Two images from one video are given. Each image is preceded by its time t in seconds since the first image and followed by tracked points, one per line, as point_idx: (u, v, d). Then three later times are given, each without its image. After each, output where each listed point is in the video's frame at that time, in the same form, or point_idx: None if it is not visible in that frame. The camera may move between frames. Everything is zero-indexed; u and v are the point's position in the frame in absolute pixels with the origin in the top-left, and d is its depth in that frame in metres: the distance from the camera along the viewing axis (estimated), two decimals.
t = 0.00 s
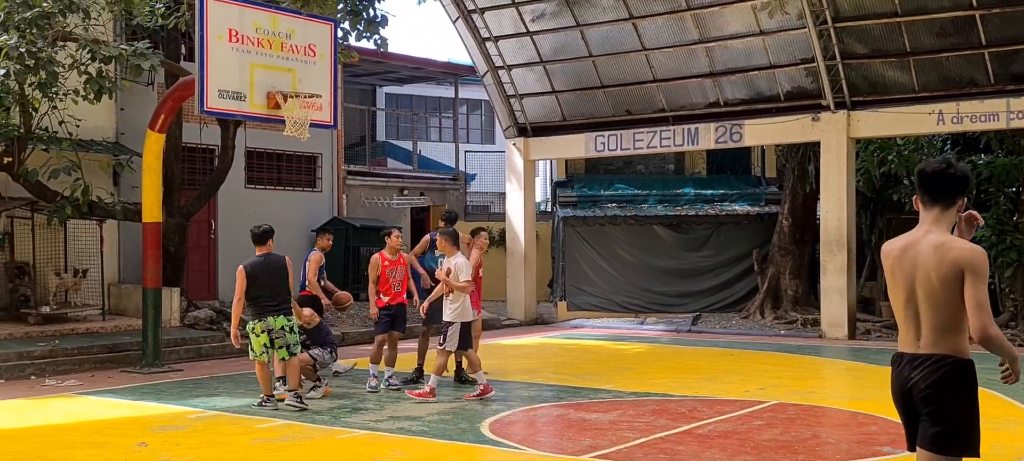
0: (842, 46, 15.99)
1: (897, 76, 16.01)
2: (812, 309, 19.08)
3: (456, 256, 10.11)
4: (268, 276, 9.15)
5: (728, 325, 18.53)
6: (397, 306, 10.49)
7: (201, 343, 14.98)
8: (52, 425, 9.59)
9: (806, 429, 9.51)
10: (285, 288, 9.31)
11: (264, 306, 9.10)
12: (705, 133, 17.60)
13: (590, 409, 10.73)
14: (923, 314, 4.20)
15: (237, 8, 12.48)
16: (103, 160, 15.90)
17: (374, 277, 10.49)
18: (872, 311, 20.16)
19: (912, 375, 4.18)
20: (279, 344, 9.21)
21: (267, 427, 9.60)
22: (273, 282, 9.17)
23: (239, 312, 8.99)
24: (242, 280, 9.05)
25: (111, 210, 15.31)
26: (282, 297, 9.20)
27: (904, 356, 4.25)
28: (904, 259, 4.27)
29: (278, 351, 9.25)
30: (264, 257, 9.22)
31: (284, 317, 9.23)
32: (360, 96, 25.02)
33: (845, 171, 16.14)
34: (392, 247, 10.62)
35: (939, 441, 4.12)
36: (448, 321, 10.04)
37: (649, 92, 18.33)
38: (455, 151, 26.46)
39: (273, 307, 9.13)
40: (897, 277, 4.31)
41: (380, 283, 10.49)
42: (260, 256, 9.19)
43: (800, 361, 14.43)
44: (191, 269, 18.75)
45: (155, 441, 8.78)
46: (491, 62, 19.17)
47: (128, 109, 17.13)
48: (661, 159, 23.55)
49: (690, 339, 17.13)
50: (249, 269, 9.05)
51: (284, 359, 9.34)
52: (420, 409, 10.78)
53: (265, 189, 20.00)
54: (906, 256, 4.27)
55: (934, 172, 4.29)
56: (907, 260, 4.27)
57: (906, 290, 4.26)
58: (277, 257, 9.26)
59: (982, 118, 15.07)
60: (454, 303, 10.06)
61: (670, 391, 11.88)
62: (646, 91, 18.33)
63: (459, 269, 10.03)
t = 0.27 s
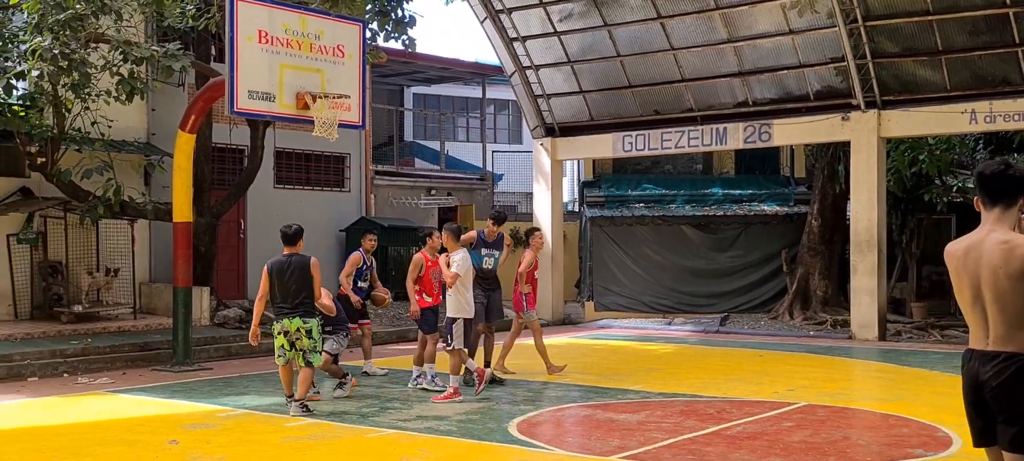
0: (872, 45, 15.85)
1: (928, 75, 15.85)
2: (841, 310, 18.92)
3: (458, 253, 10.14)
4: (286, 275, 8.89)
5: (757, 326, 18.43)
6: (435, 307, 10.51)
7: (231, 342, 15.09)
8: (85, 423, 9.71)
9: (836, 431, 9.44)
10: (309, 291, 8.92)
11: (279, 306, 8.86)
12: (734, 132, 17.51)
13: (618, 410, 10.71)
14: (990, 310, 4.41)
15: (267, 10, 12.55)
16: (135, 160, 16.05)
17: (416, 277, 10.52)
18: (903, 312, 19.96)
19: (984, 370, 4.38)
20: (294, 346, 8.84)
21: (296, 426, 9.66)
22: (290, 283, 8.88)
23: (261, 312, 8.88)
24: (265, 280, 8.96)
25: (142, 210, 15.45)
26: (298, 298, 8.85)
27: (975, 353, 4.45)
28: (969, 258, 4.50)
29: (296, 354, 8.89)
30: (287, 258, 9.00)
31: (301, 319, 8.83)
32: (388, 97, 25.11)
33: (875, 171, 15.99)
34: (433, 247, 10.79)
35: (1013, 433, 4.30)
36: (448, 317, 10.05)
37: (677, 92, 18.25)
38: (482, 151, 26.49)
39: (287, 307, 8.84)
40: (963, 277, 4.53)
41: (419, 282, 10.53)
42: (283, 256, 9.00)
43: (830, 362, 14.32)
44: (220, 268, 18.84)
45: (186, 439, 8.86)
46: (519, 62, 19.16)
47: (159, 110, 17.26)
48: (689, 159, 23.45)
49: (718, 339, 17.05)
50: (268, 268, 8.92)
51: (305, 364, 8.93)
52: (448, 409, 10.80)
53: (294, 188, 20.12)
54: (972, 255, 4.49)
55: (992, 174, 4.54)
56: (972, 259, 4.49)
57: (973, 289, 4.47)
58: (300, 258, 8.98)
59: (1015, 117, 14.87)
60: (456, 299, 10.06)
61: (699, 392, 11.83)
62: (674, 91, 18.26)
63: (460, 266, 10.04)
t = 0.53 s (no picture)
0: (887, 43, 15.79)
1: (944, 72, 15.75)
2: (856, 308, 18.82)
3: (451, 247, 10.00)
4: (288, 271, 8.60)
5: (771, 324, 18.37)
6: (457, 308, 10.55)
7: (244, 339, 15.15)
8: (100, 419, 9.75)
9: (850, 429, 9.40)
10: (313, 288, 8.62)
11: (281, 302, 8.61)
12: (748, 130, 17.44)
13: (631, 408, 10.69)
14: None
15: (281, 8, 12.58)
16: (149, 158, 16.12)
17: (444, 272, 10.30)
18: (918, 311, 19.86)
19: None
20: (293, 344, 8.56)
21: (310, 423, 9.69)
22: (292, 280, 8.59)
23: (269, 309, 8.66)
24: (271, 275, 8.72)
25: (156, 207, 15.50)
26: (300, 295, 8.56)
27: None
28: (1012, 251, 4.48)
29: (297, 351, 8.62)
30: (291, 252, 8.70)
31: (302, 316, 8.55)
32: (401, 95, 25.12)
33: (890, 168, 15.89)
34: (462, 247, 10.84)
35: None
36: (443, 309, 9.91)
37: (691, 89, 18.19)
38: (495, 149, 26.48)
39: (288, 303, 8.57)
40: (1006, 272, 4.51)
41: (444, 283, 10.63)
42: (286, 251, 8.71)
43: (844, 361, 14.25)
44: (235, 266, 18.98)
45: (201, 436, 8.89)
46: (532, 60, 19.13)
47: (174, 108, 17.25)
48: (702, 157, 23.39)
49: (731, 338, 17.00)
50: (271, 263, 8.65)
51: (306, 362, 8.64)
52: (461, 407, 10.81)
53: (307, 186, 20.15)
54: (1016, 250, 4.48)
55: None
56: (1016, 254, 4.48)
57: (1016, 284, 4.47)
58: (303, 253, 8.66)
59: None
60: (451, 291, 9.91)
61: (712, 390, 11.80)
62: (687, 88, 18.20)
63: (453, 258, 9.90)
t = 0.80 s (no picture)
0: (890, 43, 15.78)
1: (946, 72, 15.74)
2: (858, 309, 18.81)
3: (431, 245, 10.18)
4: (274, 274, 8.22)
5: (773, 325, 18.36)
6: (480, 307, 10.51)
7: (247, 339, 15.16)
8: (103, 420, 9.75)
9: (853, 430, 9.40)
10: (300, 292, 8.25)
11: (265, 304, 8.22)
12: (750, 131, 17.44)
13: (634, 409, 10.70)
14: None
15: (284, 9, 12.59)
16: (152, 159, 16.13)
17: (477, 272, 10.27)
18: (920, 311, 19.85)
19: None
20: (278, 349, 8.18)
21: (312, 424, 9.69)
22: (278, 282, 8.21)
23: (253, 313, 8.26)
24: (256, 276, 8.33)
25: (159, 208, 15.51)
26: (286, 298, 8.20)
27: None
28: None
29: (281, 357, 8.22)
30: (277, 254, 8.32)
31: (287, 320, 8.18)
32: (403, 95, 25.11)
33: (893, 169, 15.88)
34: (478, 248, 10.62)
35: None
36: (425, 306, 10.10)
37: (693, 90, 18.18)
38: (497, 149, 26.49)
39: (274, 306, 8.18)
40: None
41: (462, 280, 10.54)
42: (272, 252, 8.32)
43: (847, 362, 14.25)
44: (237, 266, 19.07)
45: (204, 436, 8.90)
46: (534, 61, 19.13)
47: (176, 108, 17.28)
48: (705, 158, 23.37)
49: (734, 338, 17.00)
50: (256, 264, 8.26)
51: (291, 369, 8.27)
52: (463, 408, 10.82)
53: (310, 187, 20.16)
54: None
55: None
56: None
57: None
58: (289, 255, 8.28)
59: None
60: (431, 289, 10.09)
61: (715, 391, 11.80)
62: (689, 89, 18.19)
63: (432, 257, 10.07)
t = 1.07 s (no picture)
0: (881, 44, 15.82)
1: (937, 74, 15.79)
2: (849, 309, 18.87)
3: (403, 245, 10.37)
4: (252, 270, 8.19)
5: (764, 325, 18.40)
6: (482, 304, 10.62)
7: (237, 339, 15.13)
8: (93, 419, 9.72)
9: (843, 430, 9.43)
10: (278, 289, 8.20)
11: (243, 300, 8.20)
12: (741, 131, 17.47)
13: (624, 409, 10.72)
14: None
15: (275, 8, 12.57)
16: (142, 158, 16.08)
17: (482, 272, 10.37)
18: (910, 312, 19.92)
19: None
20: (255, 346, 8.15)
21: (303, 423, 9.69)
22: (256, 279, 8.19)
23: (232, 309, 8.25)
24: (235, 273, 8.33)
25: (149, 207, 15.44)
26: (263, 295, 8.15)
27: None
28: None
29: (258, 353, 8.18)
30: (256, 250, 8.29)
31: (264, 315, 8.14)
32: (395, 95, 25.09)
33: (884, 170, 15.93)
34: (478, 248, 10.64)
35: None
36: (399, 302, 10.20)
37: (685, 90, 18.20)
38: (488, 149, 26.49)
39: (251, 303, 8.16)
40: None
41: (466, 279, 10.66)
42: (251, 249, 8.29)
43: (837, 362, 14.30)
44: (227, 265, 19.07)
45: (194, 436, 8.88)
46: (526, 61, 19.13)
47: (166, 107, 17.24)
48: (696, 158, 23.41)
49: (724, 338, 17.04)
50: (235, 260, 8.25)
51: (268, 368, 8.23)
52: (455, 407, 10.82)
53: (301, 186, 20.13)
54: None
55: None
56: None
57: None
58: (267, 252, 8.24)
59: None
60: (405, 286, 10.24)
61: (705, 391, 11.82)
62: (681, 89, 18.22)
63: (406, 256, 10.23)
